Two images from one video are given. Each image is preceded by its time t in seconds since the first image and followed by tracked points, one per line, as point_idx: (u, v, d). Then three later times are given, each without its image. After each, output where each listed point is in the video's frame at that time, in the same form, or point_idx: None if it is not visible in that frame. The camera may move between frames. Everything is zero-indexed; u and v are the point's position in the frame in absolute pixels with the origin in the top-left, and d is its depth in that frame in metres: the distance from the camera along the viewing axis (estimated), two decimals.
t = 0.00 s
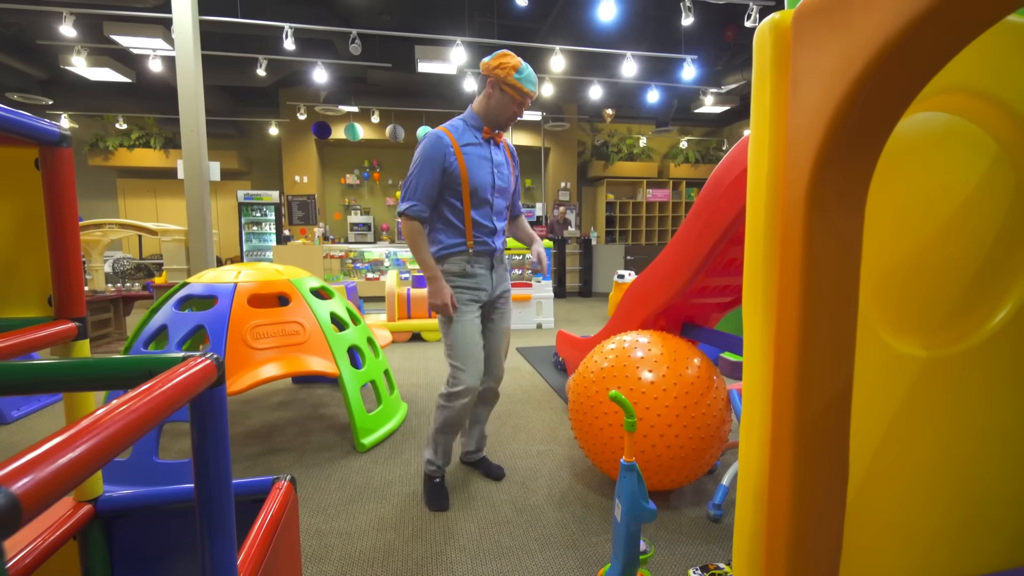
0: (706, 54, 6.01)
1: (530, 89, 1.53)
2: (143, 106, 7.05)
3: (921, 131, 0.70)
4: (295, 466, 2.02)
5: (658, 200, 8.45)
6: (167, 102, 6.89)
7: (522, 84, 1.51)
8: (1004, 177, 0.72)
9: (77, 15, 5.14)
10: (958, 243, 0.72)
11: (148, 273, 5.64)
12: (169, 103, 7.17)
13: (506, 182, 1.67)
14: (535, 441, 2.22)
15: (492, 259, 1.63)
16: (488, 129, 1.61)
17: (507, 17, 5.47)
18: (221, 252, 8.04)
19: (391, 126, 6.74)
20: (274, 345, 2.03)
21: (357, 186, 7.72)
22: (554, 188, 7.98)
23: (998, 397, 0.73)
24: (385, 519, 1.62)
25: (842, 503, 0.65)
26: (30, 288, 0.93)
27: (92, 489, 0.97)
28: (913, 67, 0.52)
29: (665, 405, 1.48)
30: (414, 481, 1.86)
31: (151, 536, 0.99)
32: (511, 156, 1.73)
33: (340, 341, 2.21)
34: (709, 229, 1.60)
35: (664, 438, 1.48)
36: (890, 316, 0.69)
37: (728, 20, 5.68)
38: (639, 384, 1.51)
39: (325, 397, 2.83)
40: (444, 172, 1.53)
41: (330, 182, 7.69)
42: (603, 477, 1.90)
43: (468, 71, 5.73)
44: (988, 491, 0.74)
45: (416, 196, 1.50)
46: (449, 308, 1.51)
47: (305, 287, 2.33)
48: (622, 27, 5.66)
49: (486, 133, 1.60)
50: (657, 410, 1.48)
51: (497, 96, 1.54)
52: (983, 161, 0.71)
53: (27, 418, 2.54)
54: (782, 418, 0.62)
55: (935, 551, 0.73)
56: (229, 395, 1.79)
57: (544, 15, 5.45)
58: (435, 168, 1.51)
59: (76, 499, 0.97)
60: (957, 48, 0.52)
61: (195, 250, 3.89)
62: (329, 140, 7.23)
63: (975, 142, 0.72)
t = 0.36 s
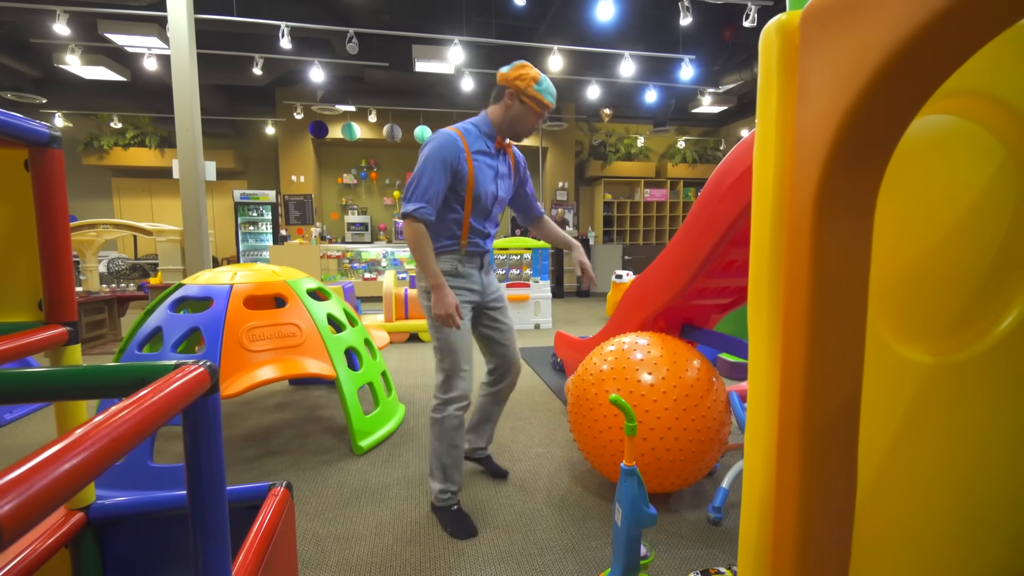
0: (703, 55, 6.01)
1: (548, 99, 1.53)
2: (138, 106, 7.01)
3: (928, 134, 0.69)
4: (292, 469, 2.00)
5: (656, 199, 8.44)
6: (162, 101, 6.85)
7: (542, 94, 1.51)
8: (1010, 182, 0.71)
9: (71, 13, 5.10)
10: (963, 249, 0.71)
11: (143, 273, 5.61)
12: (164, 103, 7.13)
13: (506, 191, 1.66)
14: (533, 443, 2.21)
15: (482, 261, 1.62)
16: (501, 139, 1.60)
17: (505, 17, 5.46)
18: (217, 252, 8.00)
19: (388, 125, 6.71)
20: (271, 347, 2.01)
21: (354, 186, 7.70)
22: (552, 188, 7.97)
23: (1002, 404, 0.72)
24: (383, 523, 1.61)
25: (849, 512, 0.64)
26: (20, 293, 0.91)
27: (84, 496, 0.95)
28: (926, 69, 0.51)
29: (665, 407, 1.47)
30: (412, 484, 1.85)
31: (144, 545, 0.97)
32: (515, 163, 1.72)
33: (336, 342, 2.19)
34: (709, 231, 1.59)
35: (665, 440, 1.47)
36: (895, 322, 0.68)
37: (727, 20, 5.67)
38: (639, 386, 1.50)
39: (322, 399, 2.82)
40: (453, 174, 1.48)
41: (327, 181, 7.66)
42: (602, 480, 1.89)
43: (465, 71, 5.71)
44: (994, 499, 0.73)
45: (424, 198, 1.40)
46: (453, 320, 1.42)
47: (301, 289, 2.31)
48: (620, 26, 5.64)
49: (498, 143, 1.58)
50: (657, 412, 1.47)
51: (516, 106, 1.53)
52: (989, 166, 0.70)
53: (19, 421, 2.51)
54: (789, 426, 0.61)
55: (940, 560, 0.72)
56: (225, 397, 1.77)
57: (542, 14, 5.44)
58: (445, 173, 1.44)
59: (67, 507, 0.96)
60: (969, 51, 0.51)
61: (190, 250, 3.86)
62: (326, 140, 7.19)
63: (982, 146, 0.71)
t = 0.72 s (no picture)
0: (701, 54, 6.01)
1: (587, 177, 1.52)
2: (132, 104, 6.95)
3: (942, 133, 0.68)
4: (287, 473, 1.97)
5: (653, 199, 8.44)
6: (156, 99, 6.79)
7: (581, 172, 1.50)
8: None
9: (62, 10, 5.03)
10: (979, 251, 0.69)
11: (137, 273, 5.56)
12: (158, 101, 7.07)
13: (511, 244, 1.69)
14: (531, 445, 2.19)
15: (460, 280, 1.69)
16: (529, 205, 1.59)
17: (502, 16, 5.45)
18: (212, 252, 7.95)
19: (384, 124, 6.68)
20: (265, 349, 1.98)
21: (351, 185, 7.66)
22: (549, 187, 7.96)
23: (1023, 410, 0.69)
24: (379, 528, 1.58)
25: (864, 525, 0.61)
26: (2, 297, 0.88)
27: (70, 505, 0.92)
28: (945, 65, 0.49)
29: (660, 412, 1.45)
30: (409, 488, 1.82)
31: (132, 556, 0.95)
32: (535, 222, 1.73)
33: (332, 344, 2.16)
34: (709, 233, 1.57)
35: (660, 445, 1.44)
36: (907, 325, 0.67)
37: (724, 19, 5.67)
38: (633, 389, 1.48)
39: (317, 401, 2.79)
40: (471, 223, 1.47)
41: (323, 181, 7.61)
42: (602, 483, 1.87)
43: (462, 70, 5.68)
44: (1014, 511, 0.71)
45: (444, 241, 1.38)
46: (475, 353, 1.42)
47: (296, 289, 2.28)
48: (618, 25, 5.62)
49: (524, 208, 1.58)
50: (653, 416, 1.44)
51: (552, 178, 1.53)
52: (1006, 166, 0.68)
53: (8, 424, 2.47)
54: (804, 434, 0.59)
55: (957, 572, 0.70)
56: (217, 401, 1.75)
57: (540, 13, 5.43)
58: (463, 223, 1.42)
59: (52, 517, 0.93)
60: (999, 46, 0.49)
61: (184, 250, 3.83)
62: (322, 139, 7.15)
63: (1002, 144, 0.68)
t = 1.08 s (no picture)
0: (696, 53, 6.00)
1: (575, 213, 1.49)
2: (122, 101, 6.85)
3: (966, 130, 0.65)
4: (279, 479, 1.92)
5: (649, 198, 8.42)
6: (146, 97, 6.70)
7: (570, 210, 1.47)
8: None
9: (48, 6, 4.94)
10: (1003, 253, 0.66)
11: (127, 273, 5.48)
12: (149, 99, 6.98)
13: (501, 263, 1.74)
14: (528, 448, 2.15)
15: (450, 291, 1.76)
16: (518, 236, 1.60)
17: (498, 14, 5.42)
18: (204, 252, 7.86)
19: (379, 123, 6.63)
20: (257, 351, 1.94)
21: (344, 184, 7.59)
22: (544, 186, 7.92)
23: None
24: (374, 536, 1.54)
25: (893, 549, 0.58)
26: None
27: (48, 520, 0.88)
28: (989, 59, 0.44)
29: (558, 421, 1.37)
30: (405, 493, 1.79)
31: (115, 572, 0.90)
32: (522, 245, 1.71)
33: (325, 346, 2.12)
34: (709, 233, 1.53)
35: (543, 457, 1.38)
36: (927, 331, 0.64)
37: (720, 19, 5.65)
38: (534, 390, 1.41)
39: (311, 403, 2.74)
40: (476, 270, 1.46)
41: (316, 180, 7.54)
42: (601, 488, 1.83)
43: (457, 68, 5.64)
44: None
45: (466, 302, 1.37)
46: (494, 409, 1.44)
47: (288, 291, 2.24)
48: (613, 23, 5.59)
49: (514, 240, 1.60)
50: (548, 424, 1.37)
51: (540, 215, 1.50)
52: None
53: None
54: (825, 448, 0.56)
55: None
56: (207, 406, 1.72)
57: (536, 10, 5.40)
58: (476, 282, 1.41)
59: (30, 533, 0.89)
60: None
61: (174, 251, 3.76)
62: (315, 137, 7.08)
63: None
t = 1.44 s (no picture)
0: (691, 53, 5.98)
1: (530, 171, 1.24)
2: (108, 98, 6.72)
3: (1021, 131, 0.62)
4: (268, 488, 1.86)
5: (642, 198, 8.41)
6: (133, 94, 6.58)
7: (520, 166, 1.22)
8: None
9: None
10: None
11: (112, 274, 5.37)
12: (135, 96, 6.84)
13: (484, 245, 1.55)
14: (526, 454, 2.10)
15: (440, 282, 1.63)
16: (482, 205, 1.40)
17: (492, 12, 5.36)
18: (192, 252, 7.73)
19: (371, 121, 6.55)
20: (245, 357, 1.88)
21: (336, 184, 7.50)
22: (537, 186, 7.87)
23: None
24: (368, 549, 1.49)
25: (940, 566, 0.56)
26: None
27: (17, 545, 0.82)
28: None
29: (503, 417, 0.91)
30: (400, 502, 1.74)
31: None
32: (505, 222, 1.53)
33: (316, 350, 2.06)
34: (711, 236, 1.49)
35: (467, 466, 0.92)
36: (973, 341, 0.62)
37: (714, 18, 5.63)
38: (486, 369, 0.95)
39: (301, 409, 2.68)
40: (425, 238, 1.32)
41: (307, 179, 7.44)
42: (602, 495, 1.79)
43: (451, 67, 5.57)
44: None
45: (398, 264, 1.24)
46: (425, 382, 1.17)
47: (278, 294, 2.17)
48: (608, 22, 5.57)
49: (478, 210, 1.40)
50: (490, 420, 0.91)
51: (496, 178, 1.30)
52: None
53: None
54: (871, 462, 0.55)
55: None
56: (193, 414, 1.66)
57: (530, 9, 5.36)
58: (419, 247, 1.28)
59: None
60: None
61: (161, 252, 3.67)
62: (306, 136, 6.99)
63: None
